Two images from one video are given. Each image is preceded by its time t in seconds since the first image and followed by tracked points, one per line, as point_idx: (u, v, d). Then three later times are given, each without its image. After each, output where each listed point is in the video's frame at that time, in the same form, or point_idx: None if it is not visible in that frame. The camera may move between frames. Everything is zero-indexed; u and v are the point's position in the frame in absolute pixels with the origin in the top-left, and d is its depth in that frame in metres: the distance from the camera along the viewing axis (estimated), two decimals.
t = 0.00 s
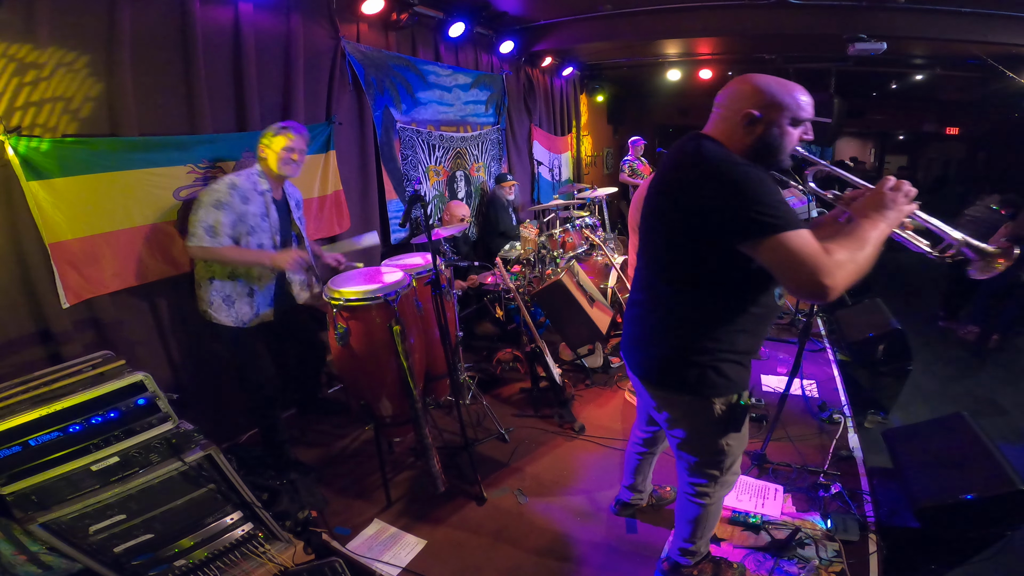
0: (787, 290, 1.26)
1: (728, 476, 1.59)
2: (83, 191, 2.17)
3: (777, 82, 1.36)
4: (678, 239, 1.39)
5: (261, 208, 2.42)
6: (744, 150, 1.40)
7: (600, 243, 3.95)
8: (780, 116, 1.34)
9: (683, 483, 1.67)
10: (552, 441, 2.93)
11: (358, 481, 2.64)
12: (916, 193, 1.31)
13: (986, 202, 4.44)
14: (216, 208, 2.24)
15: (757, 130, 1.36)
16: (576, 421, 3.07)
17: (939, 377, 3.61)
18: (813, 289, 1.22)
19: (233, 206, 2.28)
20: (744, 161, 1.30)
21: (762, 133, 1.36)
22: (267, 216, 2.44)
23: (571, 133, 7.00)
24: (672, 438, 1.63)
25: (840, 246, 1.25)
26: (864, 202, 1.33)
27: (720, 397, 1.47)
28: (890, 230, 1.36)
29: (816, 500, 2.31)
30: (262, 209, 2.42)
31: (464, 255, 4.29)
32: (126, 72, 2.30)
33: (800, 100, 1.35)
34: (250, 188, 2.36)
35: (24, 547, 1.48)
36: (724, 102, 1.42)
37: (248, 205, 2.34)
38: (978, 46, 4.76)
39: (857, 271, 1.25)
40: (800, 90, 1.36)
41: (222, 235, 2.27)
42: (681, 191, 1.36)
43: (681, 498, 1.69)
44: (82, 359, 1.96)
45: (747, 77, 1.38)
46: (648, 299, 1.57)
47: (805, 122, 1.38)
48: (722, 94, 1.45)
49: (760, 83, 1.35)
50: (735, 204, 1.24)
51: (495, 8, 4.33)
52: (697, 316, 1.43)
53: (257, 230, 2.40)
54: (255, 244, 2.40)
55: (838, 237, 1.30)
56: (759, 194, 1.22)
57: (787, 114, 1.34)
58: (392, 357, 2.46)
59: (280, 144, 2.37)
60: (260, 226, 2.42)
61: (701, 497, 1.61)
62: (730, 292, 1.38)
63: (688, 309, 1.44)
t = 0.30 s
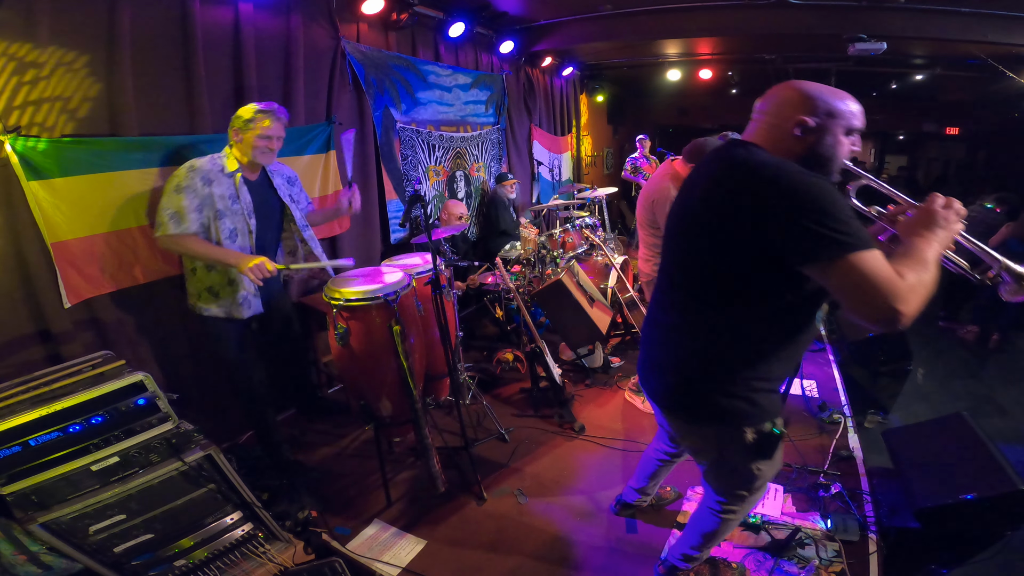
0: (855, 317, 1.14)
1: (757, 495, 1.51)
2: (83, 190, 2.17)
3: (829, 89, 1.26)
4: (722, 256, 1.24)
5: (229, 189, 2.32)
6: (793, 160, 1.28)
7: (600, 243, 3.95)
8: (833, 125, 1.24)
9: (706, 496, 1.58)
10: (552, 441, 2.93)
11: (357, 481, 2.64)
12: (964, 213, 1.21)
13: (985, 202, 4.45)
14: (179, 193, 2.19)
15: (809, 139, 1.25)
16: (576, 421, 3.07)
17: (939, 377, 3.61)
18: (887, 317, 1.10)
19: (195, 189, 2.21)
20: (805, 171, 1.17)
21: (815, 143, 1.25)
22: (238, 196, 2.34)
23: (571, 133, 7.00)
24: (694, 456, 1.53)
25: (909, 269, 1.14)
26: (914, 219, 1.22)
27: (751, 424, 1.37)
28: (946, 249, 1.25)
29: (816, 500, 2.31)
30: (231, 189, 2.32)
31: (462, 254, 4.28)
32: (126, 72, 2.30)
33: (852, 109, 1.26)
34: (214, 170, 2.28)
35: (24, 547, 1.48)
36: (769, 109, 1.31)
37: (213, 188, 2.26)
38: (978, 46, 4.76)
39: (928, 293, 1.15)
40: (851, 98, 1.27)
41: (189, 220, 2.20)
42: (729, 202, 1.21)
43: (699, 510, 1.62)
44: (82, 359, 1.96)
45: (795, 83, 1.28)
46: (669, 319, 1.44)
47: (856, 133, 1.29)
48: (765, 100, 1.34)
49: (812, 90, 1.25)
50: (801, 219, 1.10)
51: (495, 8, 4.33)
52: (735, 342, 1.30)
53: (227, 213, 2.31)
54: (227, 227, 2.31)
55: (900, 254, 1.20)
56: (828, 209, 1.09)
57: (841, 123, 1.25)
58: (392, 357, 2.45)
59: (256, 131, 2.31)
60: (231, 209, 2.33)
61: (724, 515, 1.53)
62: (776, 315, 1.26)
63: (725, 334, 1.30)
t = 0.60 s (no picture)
0: (909, 355, 1.10)
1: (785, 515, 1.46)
2: (83, 190, 2.17)
3: (881, 107, 1.19)
4: (761, 287, 1.16)
5: (205, 216, 2.29)
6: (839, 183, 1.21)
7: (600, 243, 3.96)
8: (887, 147, 1.17)
9: (730, 507, 1.54)
10: (552, 441, 2.93)
11: (358, 481, 2.64)
12: (1008, 241, 1.20)
13: (985, 202, 4.44)
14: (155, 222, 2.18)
15: (860, 161, 1.18)
16: (576, 421, 3.07)
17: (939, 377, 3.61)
18: (945, 357, 1.07)
19: (171, 218, 2.20)
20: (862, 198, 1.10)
21: (867, 165, 1.18)
22: (214, 225, 2.31)
23: (571, 133, 7.00)
24: (716, 475, 1.47)
25: (961, 304, 1.11)
26: (956, 252, 1.20)
27: (782, 458, 1.30)
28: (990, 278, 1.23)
29: (816, 500, 2.28)
30: (207, 217, 2.29)
31: (461, 254, 4.28)
32: (126, 72, 2.30)
33: (906, 129, 1.18)
34: (190, 197, 2.24)
35: (24, 547, 1.47)
36: (815, 126, 1.23)
37: (189, 216, 2.24)
38: (978, 45, 4.76)
39: (982, 329, 1.12)
40: (904, 117, 1.20)
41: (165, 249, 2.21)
42: (775, 230, 1.12)
43: (720, 518, 1.58)
44: (82, 359, 1.96)
45: (847, 99, 1.21)
46: (690, 346, 1.36)
47: (909, 155, 1.21)
48: (810, 117, 1.26)
49: (865, 107, 1.18)
50: (860, 252, 1.03)
51: (495, 8, 4.33)
52: (770, 378, 1.23)
53: (205, 240, 2.29)
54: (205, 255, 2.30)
55: (947, 290, 1.17)
56: (888, 241, 1.02)
57: (896, 144, 1.17)
58: (392, 357, 2.45)
59: (237, 150, 2.25)
60: (208, 236, 2.30)
61: (750, 528, 1.48)
62: (819, 350, 1.18)
63: (761, 368, 1.22)
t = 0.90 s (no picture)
0: (935, 382, 1.06)
1: (791, 527, 1.46)
2: (83, 191, 2.17)
3: (917, 120, 1.13)
4: (779, 302, 1.15)
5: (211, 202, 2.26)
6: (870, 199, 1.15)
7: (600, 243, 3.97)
8: (923, 162, 1.11)
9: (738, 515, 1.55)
10: (552, 441, 2.93)
11: (358, 481, 2.64)
12: None
13: (985, 202, 4.44)
14: (162, 212, 2.15)
15: (894, 176, 1.12)
16: (576, 421, 3.07)
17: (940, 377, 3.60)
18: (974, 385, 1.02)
19: (177, 206, 2.17)
20: (896, 218, 1.05)
21: (901, 181, 1.12)
22: (221, 208, 2.28)
23: (571, 133, 7.00)
24: (721, 488, 1.47)
25: (990, 331, 1.08)
26: (984, 275, 1.17)
27: (789, 476, 1.30)
28: None
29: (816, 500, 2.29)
30: (214, 202, 2.26)
31: (461, 254, 4.29)
32: (126, 72, 2.30)
33: (942, 142, 1.12)
34: (194, 183, 2.21)
35: (24, 547, 1.46)
36: (845, 138, 1.17)
37: (196, 203, 2.21)
38: (977, 45, 4.76)
39: (1011, 355, 1.08)
40: (939, 129, 1.14)
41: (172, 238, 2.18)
42: (798, 247, 1.09)
43: (729, 522, 1.58)
44: (82, 359, 1.96)
45: (880, 111, 1.15)
46: (702, 356, 1.36)
47: (943, 172, 1.15)
48: (841, 128, 1.19)
49: (901, 120, 1.12)
50: (889, 272, 1.00)
51: (495, 8, 4.33)
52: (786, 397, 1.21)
53: (212, 226, 2.26)
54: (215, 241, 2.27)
55: (974, 315, 1.13)
56: (920, 261, 0.98)
57: (932, 159, 1.11)
58: (392, 357, 2.45)
59: (238, 131, 2.22)
60: (216, 222, 2.27)
61: (759, 536, 1.49)
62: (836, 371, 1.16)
63: (775, 385, 1.21)
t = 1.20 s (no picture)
0: (951, 392, 1.06)
1: (792, 529, 1.46)
2: (83, 190, 2.17)
3: (939, 124, 1.10)
4: (788, 308, 1.14)
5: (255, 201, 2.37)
6: (892, 206, 1.13)
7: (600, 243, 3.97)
8: (948, 167, 1.08)
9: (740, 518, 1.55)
10: (552, 441, 2.93)
11: (358, 481, 2.64)
12: None
13: (985, 202, 4.44)
14: (213, 204, 2.19)
15: (918, 183, 1.09)
16: (576, 421, 3.07)
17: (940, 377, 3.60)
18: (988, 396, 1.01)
19: (229, 201, 2.24)
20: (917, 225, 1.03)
21: (925, 187, 1.09)
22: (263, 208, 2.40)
23: (571, 133, 7.00)
24: (722, 493, 1.48)
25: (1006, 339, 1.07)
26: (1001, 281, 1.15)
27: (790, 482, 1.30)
28: None
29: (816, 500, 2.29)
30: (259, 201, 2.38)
31: (461, 254, 4.29)
32: (126, 71, 2.30)
33: (965, 146, 1.09)
34: (244, 182, 2.31)
35: (24, 547, 1.45)
36: (865, 143, 1.14)
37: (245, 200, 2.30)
38: (977, 46, 4.76)
39: None
40: (960, 133, 1.11)
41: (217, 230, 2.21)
42: (813, 254, 1.08)
43: (731, 525, 1.58)
44: (82, 359, 1.96)
45: (900, 115, 1.12)
46: (707, 359, 1.37)
47: (966, 177, 1.12)
48: (860, 133, 1.17)
49: (922, 124, 1.09)
50: (907, 281, 0.99)
51: (495, 8, 4.32)
52: (794, 403, 1.21)
53: (254, 224, 2.36)
54: (255, 237, 2.37)
55: (992, 322, 1.12)
56: (939, 270, 0.97)
57: (956, 164, 1.08)
58: (391, 357, 2.45)
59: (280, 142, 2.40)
60: (257, 220, 2.38)
61: (761, 540, 1.50)
62: (844, 378, 1.15)
63: (784, 391, 1.21)
